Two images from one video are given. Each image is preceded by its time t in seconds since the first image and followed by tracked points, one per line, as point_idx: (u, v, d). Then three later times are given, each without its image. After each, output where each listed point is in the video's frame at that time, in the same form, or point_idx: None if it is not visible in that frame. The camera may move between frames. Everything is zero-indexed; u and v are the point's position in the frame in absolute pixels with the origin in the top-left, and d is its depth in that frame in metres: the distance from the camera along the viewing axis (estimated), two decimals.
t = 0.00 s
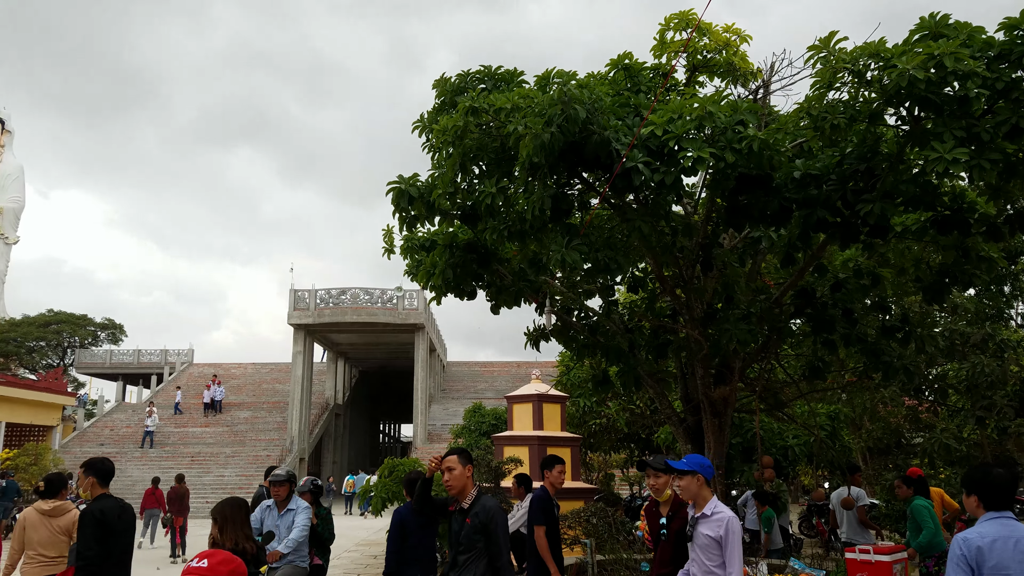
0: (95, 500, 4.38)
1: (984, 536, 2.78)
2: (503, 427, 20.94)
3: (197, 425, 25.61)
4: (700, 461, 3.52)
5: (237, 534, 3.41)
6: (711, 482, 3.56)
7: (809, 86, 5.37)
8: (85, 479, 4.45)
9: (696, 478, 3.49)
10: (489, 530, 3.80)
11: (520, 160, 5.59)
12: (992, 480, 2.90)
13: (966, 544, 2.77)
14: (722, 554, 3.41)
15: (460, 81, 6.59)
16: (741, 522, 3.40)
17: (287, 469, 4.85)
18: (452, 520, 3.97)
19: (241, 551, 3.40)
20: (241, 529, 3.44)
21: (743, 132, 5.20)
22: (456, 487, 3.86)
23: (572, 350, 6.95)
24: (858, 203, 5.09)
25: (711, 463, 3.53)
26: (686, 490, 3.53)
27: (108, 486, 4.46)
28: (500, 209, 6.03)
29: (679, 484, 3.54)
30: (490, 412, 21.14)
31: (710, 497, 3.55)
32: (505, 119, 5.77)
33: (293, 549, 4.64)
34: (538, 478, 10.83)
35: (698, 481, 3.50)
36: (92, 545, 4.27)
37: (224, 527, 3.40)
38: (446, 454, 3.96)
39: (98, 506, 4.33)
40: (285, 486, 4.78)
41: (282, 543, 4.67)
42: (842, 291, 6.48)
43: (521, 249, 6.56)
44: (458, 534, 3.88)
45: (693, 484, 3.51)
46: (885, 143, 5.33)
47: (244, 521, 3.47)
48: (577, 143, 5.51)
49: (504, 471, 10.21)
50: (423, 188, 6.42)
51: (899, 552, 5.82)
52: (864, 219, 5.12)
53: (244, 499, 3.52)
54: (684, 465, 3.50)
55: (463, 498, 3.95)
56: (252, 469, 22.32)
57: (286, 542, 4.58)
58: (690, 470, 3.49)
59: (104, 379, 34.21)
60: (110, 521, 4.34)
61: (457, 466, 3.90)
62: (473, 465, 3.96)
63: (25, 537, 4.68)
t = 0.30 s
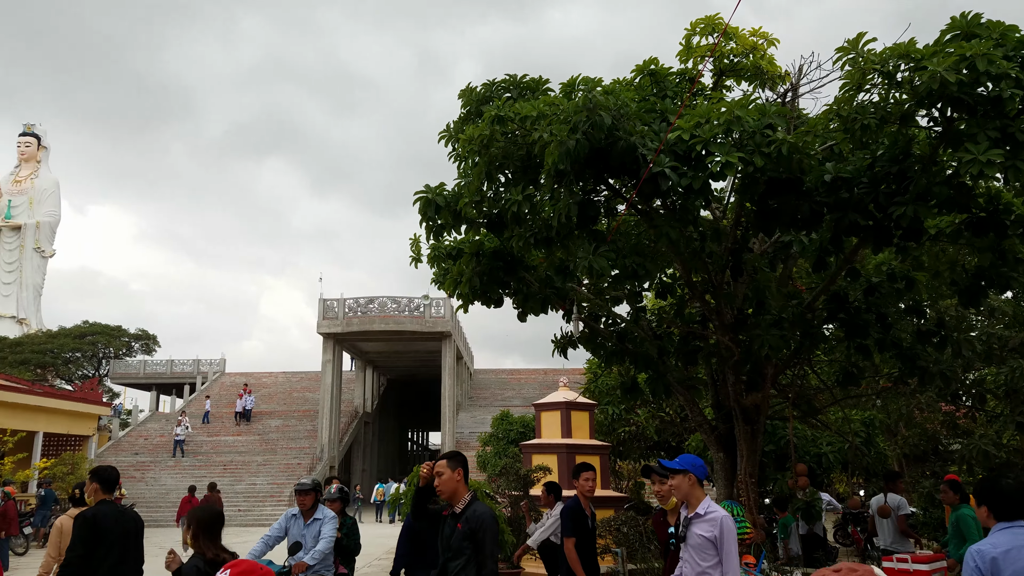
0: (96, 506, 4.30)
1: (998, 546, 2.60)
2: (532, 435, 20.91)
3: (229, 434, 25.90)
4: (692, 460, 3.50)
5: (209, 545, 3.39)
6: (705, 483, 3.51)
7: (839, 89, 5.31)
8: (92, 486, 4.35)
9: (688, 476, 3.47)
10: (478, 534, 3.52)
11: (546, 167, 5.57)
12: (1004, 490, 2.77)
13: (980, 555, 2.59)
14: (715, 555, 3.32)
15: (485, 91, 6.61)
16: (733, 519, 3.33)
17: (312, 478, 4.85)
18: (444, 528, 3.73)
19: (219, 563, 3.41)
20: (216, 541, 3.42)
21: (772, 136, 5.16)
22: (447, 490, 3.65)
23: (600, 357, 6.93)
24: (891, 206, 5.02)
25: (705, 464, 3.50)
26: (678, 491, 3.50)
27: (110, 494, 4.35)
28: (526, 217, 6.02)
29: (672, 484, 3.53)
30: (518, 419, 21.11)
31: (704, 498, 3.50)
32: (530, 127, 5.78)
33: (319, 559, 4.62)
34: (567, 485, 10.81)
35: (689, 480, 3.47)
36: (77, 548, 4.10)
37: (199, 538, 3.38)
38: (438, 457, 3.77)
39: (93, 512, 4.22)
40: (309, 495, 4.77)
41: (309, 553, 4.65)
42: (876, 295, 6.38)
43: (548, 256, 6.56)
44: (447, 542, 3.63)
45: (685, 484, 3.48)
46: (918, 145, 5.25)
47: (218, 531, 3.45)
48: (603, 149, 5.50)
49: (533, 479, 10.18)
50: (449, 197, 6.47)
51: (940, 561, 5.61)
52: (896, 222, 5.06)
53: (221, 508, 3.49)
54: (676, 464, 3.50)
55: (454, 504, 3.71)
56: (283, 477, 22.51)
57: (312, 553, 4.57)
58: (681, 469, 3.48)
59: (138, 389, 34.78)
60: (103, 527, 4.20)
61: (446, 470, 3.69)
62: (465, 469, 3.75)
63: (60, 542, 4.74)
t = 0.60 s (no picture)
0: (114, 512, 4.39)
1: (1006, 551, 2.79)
2: (559, 440, 20.86)
3: (260, 439, 26.19)
4: (684, 470, 3.65)
5: (172, 547, 3.29)
6: (700, 491, 3.63)
7: (872, 89, 5.24)
8: (111, 492, 4.46)
9: (680, 486, 3.62)
10: (461, 540, 3.57)
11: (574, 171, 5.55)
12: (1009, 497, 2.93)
13: (987, 560, 2.80)
14: (711, 563, 3.44)
15: (512, 96, 6.63)
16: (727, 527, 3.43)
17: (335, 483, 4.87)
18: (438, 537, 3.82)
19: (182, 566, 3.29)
20: (181, 543, 3.33)
21: (804, 137, 5.11)
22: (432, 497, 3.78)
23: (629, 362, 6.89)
24: (927, 207, 4.94)
25: (698, 473, 3.64)
26: (672, 500, 3.65)
27: (128, 501, 4.44)
28: (554, 221, 6.02)
29: (667, 495, 3.68)
30: (545, 424, 21.07)
31: (700, 506, 3.62)
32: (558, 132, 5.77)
33: (340, 565, 4.56)
34: (596, 491, 10.73)
35: (681, 489, 3.62)
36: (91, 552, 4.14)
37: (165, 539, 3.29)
38: (427, 471, 3.93)
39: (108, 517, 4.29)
40: (331, 501, 4.76)
41: (330, 559, 4.60)
42: (911, 298, 6.27)
43: (576, 261, 6.54)
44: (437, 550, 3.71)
45: (679, 493, 3.63)
46: (955, 144, 5.16)
47: (183, 533, 3.34)
48: (632, 152, 5.47)
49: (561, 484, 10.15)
50: (477, 203, 6.49)
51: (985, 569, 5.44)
52: (933, 224, 4.97)
53: (188, 511, 3.37)
54: (669, 474, 3.65)
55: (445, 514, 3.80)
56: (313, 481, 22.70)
57: (334, 559, 4.54)
58: (673, 479, 3.64)
59: (171, 395, 35.30)
60: (117, 530, 4.23)
61: (432, 480, 3.84)
62: (451, 478, 3.83)
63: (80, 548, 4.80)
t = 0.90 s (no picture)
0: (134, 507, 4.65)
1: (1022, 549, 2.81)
2: (589, 441, 20.82)
3: (292, 439, 26.51)
4: (677, 474, 3.53)
5: (149, 552, 3.42)
6: (696, 495, 3.51)
7: (907, 84, 5.17)
8: (134, 487, 4.72)
9: (673, 491, 3.53)
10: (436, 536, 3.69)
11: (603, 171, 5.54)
12: None
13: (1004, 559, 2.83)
14: (697, 567, 3.33)
15: (540, 96, 6.64)
16: (715, 535, 3.29)
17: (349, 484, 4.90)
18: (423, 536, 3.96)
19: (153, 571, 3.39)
20: (158, 548, 3.45)
21: (837, 132, 5.05)
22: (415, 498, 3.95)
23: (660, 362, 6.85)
24: (965, 203, 4.84)
25: (691, 477, 3.51)
26: (670, 504, 3.58)
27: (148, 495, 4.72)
28: (583, 222, 6.00)
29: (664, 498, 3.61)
30: (575, 425, 21.04)
31: (697, 510, 3.50)
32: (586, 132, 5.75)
33: (358, 565, 4.51)
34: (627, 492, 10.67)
35: (674, 493, 3.53)
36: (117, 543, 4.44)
37: (141, 542, 3.42)
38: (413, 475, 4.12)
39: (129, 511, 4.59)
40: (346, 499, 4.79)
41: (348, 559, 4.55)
42: (950, 295, 6.13)
43: (606, 261, 6.52)
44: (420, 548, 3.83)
45: (674, 496, 3.55)
46: (993, 138, 5.08)
47: (161, 539, 3.47)
48: (662, 150, 5.43)
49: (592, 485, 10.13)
50: (505, 204, 6.50)
51: None
52: (971, 220, 4.88)
53: (166, 515, 3.51)
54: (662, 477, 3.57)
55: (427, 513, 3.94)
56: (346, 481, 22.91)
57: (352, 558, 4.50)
58: (666, 482, 3.56)
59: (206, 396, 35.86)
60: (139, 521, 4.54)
61: (415, 482, 4.03)
62: (431, 479, 4.01)
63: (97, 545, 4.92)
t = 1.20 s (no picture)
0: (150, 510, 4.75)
1: None
2: (619, 439, 20.74)
3: (325, 438, 26.79)
4: (664, 473, 3.66)
5: (142, 543, 3.77)
6: (681, 493, 3.58)
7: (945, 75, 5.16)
8: (141, 491, 4.73)
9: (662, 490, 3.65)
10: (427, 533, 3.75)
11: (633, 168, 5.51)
12: None
13: None
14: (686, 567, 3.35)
15: (568, 94, 6.61)
16: (703, 534, 3.31)
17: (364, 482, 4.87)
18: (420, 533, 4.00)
19: (148, 560, 3.74)
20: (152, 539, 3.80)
21: (873, 124, 4.97)
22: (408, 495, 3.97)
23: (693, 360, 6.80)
24: (1006, 195, 4.73)
25: (676, 477, 3.60)
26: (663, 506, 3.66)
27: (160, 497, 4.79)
28: (613, 219, 5.98)
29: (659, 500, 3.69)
30: (605, 424, 20.96)
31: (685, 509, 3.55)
32: (615, 128, 5.71)
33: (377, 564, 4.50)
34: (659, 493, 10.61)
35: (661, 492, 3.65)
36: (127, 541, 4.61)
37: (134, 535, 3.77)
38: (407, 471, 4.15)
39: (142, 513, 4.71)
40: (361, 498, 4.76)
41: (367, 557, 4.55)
42: (990, 290, 5.91)
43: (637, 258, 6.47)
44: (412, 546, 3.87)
45: (665, 495, 3.65)
46: None
47: (152, 529, 3.81)
48: (694, 146, 5.39)
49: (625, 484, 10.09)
50: (534, 203, 6.51)
51: None
52: (1013, 212, 4.77)
53: (154, 510, 3.85)
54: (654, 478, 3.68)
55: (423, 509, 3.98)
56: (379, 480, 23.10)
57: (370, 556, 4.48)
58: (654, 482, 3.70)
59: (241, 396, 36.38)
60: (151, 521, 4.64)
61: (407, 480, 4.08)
62: (420, 476, 4.04)
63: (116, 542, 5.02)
